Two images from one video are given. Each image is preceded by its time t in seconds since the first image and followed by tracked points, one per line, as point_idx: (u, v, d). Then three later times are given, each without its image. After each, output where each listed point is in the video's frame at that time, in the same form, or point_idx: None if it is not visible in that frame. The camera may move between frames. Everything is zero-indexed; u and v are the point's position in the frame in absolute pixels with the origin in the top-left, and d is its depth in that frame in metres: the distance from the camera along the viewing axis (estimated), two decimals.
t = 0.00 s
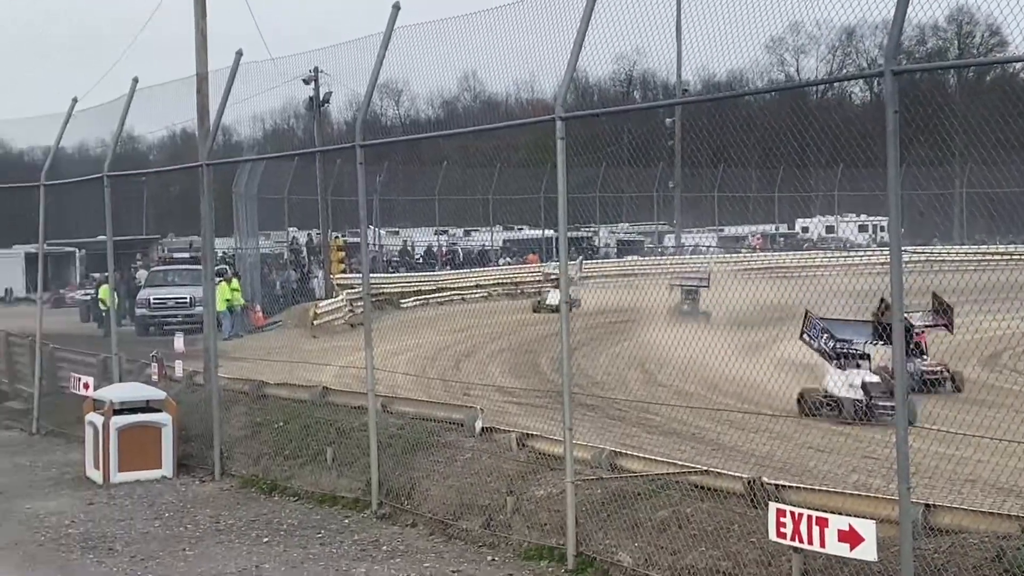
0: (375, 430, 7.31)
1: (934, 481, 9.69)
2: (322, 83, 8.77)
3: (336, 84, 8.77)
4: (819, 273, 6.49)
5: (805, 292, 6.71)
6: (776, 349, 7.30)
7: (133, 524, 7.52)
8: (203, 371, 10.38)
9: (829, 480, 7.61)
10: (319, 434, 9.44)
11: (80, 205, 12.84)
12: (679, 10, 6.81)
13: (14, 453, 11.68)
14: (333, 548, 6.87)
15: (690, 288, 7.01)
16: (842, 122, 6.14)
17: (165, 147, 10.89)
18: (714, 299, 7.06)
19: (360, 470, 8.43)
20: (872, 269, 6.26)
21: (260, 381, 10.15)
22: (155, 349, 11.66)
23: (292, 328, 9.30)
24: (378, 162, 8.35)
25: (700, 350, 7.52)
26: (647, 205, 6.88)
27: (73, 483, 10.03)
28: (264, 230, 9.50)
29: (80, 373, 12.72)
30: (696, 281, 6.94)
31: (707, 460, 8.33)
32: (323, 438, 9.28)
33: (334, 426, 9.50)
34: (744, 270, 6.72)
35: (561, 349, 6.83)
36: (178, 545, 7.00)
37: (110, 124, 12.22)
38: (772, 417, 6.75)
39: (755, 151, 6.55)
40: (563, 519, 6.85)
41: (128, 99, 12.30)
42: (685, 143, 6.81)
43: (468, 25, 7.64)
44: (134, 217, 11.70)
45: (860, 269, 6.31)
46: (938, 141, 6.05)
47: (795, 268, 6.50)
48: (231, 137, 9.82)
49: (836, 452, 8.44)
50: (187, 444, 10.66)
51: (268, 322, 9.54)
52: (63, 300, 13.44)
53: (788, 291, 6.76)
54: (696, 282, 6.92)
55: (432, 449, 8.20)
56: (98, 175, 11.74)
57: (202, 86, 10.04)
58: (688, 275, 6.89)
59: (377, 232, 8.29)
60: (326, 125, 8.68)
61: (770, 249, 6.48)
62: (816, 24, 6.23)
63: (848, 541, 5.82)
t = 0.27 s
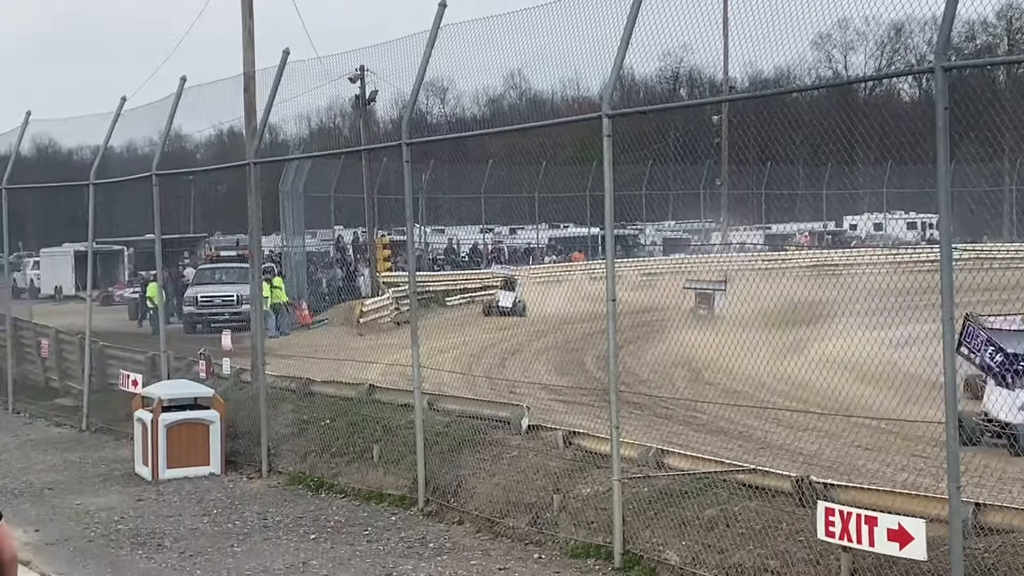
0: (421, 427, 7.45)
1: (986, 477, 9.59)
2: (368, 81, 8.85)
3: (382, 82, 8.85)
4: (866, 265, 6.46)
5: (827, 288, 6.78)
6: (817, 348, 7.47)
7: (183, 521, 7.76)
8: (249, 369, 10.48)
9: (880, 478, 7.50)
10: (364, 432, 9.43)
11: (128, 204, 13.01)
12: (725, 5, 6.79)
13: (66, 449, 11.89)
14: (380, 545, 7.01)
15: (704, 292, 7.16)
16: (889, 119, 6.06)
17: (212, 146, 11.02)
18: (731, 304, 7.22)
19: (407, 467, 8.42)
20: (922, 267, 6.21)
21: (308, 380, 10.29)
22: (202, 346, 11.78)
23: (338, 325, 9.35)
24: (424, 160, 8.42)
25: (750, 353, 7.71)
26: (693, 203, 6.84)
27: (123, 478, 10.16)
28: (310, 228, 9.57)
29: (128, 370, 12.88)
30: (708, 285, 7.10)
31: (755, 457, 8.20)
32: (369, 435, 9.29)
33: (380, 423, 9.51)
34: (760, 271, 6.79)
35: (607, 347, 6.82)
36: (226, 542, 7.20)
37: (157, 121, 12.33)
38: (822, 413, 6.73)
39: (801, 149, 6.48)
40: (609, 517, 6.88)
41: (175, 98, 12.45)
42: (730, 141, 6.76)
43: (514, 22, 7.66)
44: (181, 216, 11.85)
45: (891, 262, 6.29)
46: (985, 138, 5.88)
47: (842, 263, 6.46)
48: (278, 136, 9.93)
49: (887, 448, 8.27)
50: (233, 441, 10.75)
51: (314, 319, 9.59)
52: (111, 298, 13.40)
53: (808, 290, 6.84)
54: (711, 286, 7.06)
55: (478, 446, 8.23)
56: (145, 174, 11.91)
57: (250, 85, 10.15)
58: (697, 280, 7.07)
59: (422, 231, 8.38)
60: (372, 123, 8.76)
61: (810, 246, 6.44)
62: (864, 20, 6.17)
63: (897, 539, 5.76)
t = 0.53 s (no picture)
0: (452, 425, 7.56)
1: None
2: (400, 80, 8.91)
3: (413, 80, 8.85)
4: (889, 266, 6.51)
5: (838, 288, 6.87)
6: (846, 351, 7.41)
7: (217, 518, 7.92)
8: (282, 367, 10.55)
9: (916, 477, 7.41)
10: (395, 428, 9.46)
11: (160, 203, 13.14)
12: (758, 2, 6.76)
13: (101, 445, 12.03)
14: (412, 543, 7.14)
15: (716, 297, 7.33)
16: (924, 115, 6.02)
17: (244, 145, 11.11)
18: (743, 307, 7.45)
19: (439, 465, 8.54)
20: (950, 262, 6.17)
21: (340, 377, 10.27)
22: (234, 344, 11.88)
23: (370, 323, 9.40)
24: (455, 158, 8.47)
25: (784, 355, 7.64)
26: (726, 200, 6.82)
27: (156, 474, 10.26)
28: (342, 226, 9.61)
29: (162, 368, 13.00)
30: (722, 288, 7.27)
31: (788, 455, 8.08)
32: (401, 432, 9.34)
33: (412, 420, 9.54)
34: (771, 269, 6.96)
35: (640, 345, 6.81)
36: (259, 539, 7.35)
37: (187, 121, 12.43)
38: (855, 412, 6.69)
39: (835, 145, 6.43)
40: (641, 514, 6.95)
41: (208, 97, 12.55)
42: (762, 138, 6.72)
43: (546, 20, 7.68)
44: (213, 215, 11.95)
45: (897, 260, 6.37)
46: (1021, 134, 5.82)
47: (875, 260, 6.47)
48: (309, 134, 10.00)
49: (923, 448, 8.08)
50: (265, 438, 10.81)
51: (345, 317, 9.66)
52: (145, 296, 13.37)
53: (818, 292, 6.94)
54: (722, 287, 7.25)
55: (510, 444, 8.30)
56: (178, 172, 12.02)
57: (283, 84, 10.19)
58: (711, 282, 7.25)
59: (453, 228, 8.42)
60: (404, 121, 8.81)
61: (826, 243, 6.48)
62: (898, 16, 6.12)
63: (931, 539, 5.73)
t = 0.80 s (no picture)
0: (478, 423, 7.78)
1: None
2: (426, 77, 8.93)
3: (439, 77, 8.88)
4: (919, 264, 6.41)
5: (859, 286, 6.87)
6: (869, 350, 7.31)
7: (244, 515, 7.98)
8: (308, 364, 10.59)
9: (944, 475, 7.36)
10: (421, 425, 9.50)
11: (186, 201, 13.23)
12: None
13: (128, 442, 12.10)
14: (438, 540, 7.20)
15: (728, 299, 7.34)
16: (951, 112, 5.97)
17: (270, 143, 11.16)
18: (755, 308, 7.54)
19: (465, 463, 8.64)
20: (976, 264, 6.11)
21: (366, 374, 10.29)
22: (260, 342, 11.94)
23: (395, 321, 9.42)
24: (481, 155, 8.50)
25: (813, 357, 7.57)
26: (752, 197, 6.82)
27: (183, 471, 10.31)
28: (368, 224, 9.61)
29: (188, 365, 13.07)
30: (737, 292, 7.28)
31: (815, 453, 8.04)
32: (426, 430, 9.37)
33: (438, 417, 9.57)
34: (791, 269, 6.98)
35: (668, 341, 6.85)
36: (285, 535, 7.40)
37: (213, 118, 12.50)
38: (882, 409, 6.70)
39: (862, 142, 6.40)
40: (667, 512, 7.00)
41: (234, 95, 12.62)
42: (788, 135, 6.71)
43: (572, 18, 7.70)
44: (238, 212, 12.01)
45: (921, 260, 6.37)
46: None
47: (901, 259, 6.45)
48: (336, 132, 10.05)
49: (950, 447, 8.00)
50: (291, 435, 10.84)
51: (371, 314, 9.61)
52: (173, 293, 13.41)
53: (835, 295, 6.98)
54: (737, 290, 7.25)
55: (535, 442, 8.35)
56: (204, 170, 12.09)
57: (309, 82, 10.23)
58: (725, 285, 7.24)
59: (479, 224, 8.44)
60: (430, 118, 8.84)
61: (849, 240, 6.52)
62: (926, 12, 6.09)
63: (960, 537, 5.70)
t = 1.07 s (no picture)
0: (496, 421, 7.83)
1: None
2: (444, 75, 8.94)
3: (458, 75, 8.89)
4: (942, 261, 6.22)
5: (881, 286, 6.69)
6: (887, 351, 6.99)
7: (263, 512, 8.00)
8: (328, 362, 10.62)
9: (965, 473, 7.32)
10: (441, 424, 9.54)
11: (204, 199, 13.26)
12: None
13: (148, 440, 12.13)
14: (457, 538, 7.22)
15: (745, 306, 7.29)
16: (971, 108, 6.01)
17: (289, 141, 11.20)
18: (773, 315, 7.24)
19: (483, 460, 8.68)
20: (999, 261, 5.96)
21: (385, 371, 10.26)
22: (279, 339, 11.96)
23: (413, 319, 9.42)
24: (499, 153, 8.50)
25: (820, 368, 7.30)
26: (771, 194, 6.79)
27: (202, 468, 10.33)
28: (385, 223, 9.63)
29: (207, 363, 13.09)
30: (754, 296, 7.23)
31: (835, 451, 8.02)
32: (445, 428, 9.48)
33: (457, 414, 9.57)
34: (811, 272, 6.85)
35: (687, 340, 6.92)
36: (305, 532, 7.42)
37: (231, 116, 12.54)
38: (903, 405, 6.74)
39: (881, 139, 6.38)
40: (687, 510, 7.01)
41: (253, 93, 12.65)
42: (807, 133, 6.71)
43: (592, 14, 7.70)
44: (256, 210, 12.04)
45: (942, 258, 6.20)
46: None
47: (925, 256, 6.28)
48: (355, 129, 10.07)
49: (971, 444, 8.00)
50: (310, 432, 10.85)
51: (389, 312, 9.68)
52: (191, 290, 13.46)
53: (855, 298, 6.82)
54: (753, 296, 7.21)
55: (555, 440, 8.38)
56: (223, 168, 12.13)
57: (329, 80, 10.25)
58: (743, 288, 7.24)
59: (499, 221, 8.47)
60: (449, 116, 8.85)
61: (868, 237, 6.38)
62: (945, 8, 6.08)
63: (980, 534, 5.69)
